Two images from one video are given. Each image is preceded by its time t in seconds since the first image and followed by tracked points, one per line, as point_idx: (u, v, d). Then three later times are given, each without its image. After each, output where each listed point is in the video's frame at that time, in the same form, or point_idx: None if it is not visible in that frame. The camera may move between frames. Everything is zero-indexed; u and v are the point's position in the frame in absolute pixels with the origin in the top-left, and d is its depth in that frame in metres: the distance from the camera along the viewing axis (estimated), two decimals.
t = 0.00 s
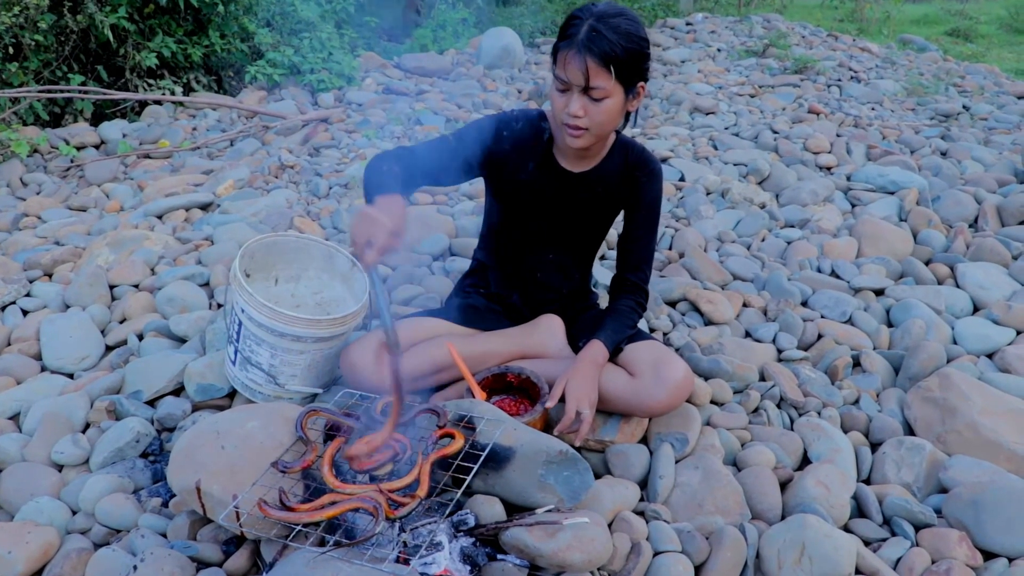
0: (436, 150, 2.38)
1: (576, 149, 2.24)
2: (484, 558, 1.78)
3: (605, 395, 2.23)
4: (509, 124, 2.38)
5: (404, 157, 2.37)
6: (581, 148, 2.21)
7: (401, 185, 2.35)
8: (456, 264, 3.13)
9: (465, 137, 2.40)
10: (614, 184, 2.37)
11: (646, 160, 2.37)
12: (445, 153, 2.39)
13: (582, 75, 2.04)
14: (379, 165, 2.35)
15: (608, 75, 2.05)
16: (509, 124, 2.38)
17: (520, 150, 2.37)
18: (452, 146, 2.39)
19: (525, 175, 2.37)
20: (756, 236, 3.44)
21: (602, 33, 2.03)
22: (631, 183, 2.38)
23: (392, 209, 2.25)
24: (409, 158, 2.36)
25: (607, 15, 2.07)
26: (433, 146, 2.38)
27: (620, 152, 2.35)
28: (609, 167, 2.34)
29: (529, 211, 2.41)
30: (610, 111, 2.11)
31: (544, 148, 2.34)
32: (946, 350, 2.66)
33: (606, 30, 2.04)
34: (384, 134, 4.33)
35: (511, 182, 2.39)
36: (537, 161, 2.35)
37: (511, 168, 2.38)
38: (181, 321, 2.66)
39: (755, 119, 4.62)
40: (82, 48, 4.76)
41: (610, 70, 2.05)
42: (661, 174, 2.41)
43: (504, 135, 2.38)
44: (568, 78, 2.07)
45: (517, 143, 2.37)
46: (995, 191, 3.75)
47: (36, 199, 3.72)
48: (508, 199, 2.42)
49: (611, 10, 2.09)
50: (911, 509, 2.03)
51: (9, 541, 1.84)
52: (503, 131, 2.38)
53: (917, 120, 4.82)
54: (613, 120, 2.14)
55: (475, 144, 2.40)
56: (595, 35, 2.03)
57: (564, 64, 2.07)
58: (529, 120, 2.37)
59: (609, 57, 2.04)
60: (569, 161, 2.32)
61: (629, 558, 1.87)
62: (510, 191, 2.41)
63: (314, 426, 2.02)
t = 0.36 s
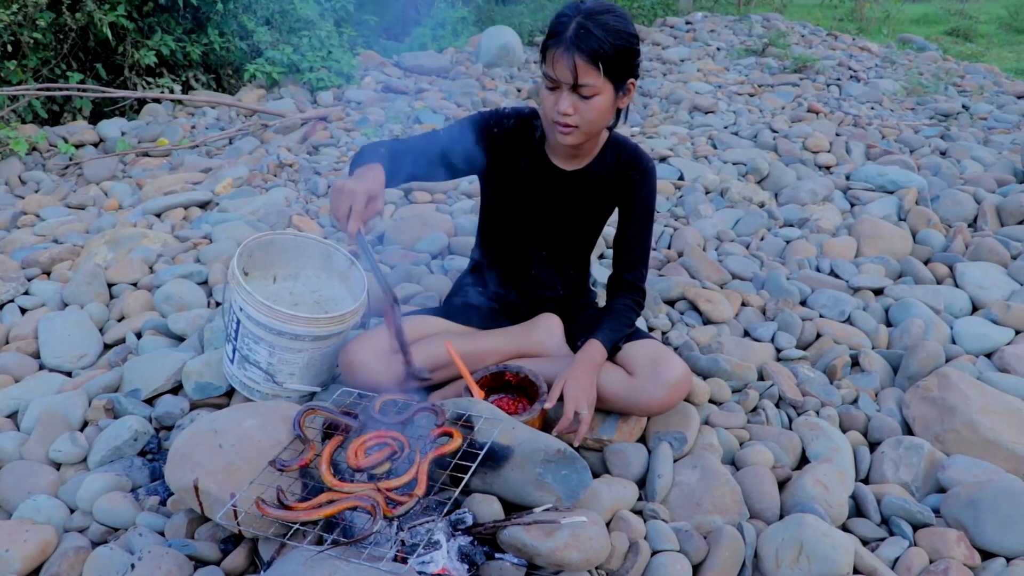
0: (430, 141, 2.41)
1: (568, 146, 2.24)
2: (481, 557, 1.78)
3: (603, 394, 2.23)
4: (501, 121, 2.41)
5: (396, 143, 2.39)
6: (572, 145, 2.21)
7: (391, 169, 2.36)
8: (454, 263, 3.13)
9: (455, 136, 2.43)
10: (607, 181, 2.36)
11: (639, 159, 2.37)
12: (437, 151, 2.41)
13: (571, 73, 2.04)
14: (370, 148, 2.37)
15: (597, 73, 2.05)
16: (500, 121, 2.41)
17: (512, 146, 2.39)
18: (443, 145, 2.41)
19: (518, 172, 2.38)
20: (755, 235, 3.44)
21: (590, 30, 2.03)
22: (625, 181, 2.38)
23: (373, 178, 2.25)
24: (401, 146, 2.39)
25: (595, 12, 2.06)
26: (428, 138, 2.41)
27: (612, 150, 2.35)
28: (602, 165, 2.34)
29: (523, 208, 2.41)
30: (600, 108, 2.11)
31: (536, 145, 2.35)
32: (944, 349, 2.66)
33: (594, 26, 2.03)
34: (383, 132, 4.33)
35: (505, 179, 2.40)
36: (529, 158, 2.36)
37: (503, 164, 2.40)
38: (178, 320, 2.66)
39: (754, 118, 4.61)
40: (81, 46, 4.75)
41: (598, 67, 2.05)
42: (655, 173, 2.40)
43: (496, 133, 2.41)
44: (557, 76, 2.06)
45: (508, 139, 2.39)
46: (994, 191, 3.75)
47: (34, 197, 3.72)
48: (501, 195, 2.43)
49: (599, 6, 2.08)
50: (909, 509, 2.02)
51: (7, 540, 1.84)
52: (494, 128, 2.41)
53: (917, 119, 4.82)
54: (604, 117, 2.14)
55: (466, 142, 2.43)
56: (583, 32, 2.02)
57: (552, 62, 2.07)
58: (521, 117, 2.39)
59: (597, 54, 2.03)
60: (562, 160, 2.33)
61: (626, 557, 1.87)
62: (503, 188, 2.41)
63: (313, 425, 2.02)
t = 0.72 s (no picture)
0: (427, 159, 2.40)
1: (561, 148, 2.23)
2: (480, 555, 1.78)
3: (603, 392, 2.23)
4: (492, 128, 2.41)
5: (386, 176, 2.37)
6: (566, 146, 2.21)
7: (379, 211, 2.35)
8: (453, 261, 3.13)
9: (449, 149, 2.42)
10: (601, 181, 2.37)
11: (631, 158, 2.38)
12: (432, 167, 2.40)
13: (564, 73, 2.04)
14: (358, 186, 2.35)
15: (590, 72, 2.05)
16: (492, 128, 2.40)
17: (505, 154, 2.39)
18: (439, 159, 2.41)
19: (512, 178, 2.38)
20: (754, 233, 3.44)
21: (581, 29, 2.03)
22: (618, 179, 2.39)
23: (349, 240, 2.22)
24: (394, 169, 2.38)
25: (585, 11, 2.07)
26: (421, 157, 2.40)
27: (604, 150, 2.35)
28: (594, 166, 2.35)
29: (516, 211, 2.42)
30: (594, 108, 2.11)
31: (529, 150, 2.35)
32: (943, 347, 2.66)
33: (585, 26, 2.04)
34: (382, 131, 4.33)
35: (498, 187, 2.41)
36: (522, 163, 2.36)
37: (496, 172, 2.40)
38: (177, 320, 2.66)
39: (753, 116, 4.61)
40: (79, 45, 4.75)
41: (591, 66, 2.05)
42: (648, 171, 2.40)
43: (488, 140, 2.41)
44: (550, 76, 2.06)
45: (501, 146, 2.39)
46: (993, 188, 3.75)
47: (33, 197, 3.72)
48: (496, 202, 2.43)
49: (588, 6, 2.09)
50: (908, 506, 2.03)
51: (5, 540, 1.84)
52: (486, 136, 2.41)
53: (915, 116, 4.82)
54: (597, 117, 2.14)
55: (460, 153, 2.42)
56: (574, 32, 2.03)
57: (545, 63, 2.06)
58: (512, 123, 2.38)
59: (589, 53, 2.03)
60: (556, 163, 2.33)
61: (625, 555, 1.88)
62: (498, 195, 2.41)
63: (311, 424, 2.02)
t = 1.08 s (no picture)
0: (414, 173, 2.38)
1: (548, 154, 2.24)
2: (480, 554, 1.79)
3: (601, 392, 2.23)
4: (480, 134, 2.40)
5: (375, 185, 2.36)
6: (554, 153, 2.21)
7: (367, 227, 2.33)
8: (452, 261, 3.13)
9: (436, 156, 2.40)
10: (594, 182, 2.36)
11: (623, 158, 2.38)
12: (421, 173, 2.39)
13: (548, 81, 2.04)
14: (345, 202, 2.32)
15: (575, 80, 2.05)
16: (480, 134, 2.39)
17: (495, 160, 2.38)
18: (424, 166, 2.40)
19: (505, 183, 2.38)
20: (753, 232, 3.45)
21: (565, 36, 2.02)
22: (611, 180, 2.38)
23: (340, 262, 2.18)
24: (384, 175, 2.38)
25: (569, 17, 2.06)
26: (409, 165, 2.39)
27: (596, 150, 2.34)
28: (587, 166, 2.34)
29: (508, 215, 2.41)
30: (579, 115, 2.11)
31: (519, 155, 2.34)
32: (941, 345, 2.67)
33: (568, 33, 2.03)
34: (381, 130, 4.33)
35: (492, 193, 2.40)
36: (514, 168, 2.35)
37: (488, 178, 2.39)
38: (176, 319, 2.66)
39: (752, 115, 4.62)
40: (78, 44, 4.75)
41: (575, 74, 2.04)
42: (641, 171, 2.41)
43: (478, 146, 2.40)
44: (534, 85, 2.06)
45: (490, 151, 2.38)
46: (991, 187, 3.76)
47: (32, 196, 3.72)
48: (490, 206, 2.42)
49: (572, 11, 2.08)
50: (907, 504, 2.03)
51: (5, 539, 1.84)
52: (474, 142, 2.40)
53: (914, 115, 4.83)
54: (583, 123, 2.14)
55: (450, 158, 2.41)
56: (557, 39, 2.02)
57: (528, 72, 2.06)
58: (500, 128, 2.38)
59: (573, 61, 2.03)
60: (545, 169, 2.32)
61: (624, 554, 1.88)
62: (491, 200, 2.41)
63: (311, 422, 2.02)
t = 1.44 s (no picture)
0: (405, 177, 2.39)
1: (538, 159, 2.25)
2: (479, 553, 1.79)
3: (599, 393, 2.24)
4: (472, 139, 2.42)
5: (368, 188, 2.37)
6: (543, 159, 2.22)
7: (362, 229, 2.35)
8: (452, 261, 3.13)
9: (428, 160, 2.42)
10: (588, 182, 2.36)
11: (617, 157, 2.37)
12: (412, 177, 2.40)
13: (535, 90, 2.04)
14: (340, 208, 2.35)
15: (562, 88, 2.05)
16: (472, 139, 2.41)
17: (487, 163, 2.39)
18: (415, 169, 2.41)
19: (498, 187, 2.39)
20: (752, 233, 3.45)
21: (552, 44, 2.02)
22: (606, 180, 2.38)
23: (345, 265, 2.25)
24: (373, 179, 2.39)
25: (557, 23, 2.06)
26: (400, 169, 2.40)
27: (589, 151, 2.34)
28: (580, 167, 2.34)
29: (502, 218, 2.41)
30: (568, 122, 2.12)
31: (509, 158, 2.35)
32: (941, 346, 2.67)
33: (555, 41, 2.03)
34: (381, 130, 4.33)
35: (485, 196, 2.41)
36: (507, 171, 2.36)
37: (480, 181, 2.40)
38: (176, 318, 2.66)
39: (752, 115, 4.62)
40: (79, 44, 4.75)
41: (563, 82, 2.05)
42: (636, 170, 2.40)
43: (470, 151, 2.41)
44: (522, 94, 2.06)
45: (482, 155, 2.40)
46: (991, 188, 3.76)
47: (32, 196, 3.72)
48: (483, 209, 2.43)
49: (559, 18, 2.08)
50: (906, 504, 2.03)
51: (6, 537, 1.85)
52: (466, 146, 2.42)
53: (914, 116, 4.83)
54: (572, 130, 2.15)
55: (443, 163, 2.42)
56: (545, 48, 2.02)
57: (516, 80, 2.06)
58: (491, 132, 2.40)
59: (560, 70, 2.03)
60: (537, 173, 2.33)
61: (623, 553, 1.89)
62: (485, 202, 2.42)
63: (311, 422, 2.03)
